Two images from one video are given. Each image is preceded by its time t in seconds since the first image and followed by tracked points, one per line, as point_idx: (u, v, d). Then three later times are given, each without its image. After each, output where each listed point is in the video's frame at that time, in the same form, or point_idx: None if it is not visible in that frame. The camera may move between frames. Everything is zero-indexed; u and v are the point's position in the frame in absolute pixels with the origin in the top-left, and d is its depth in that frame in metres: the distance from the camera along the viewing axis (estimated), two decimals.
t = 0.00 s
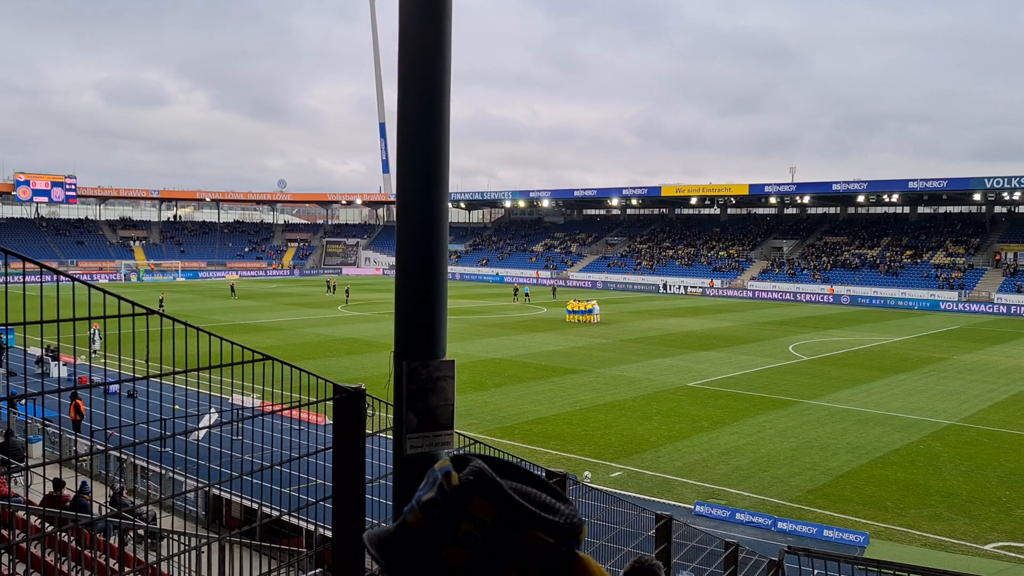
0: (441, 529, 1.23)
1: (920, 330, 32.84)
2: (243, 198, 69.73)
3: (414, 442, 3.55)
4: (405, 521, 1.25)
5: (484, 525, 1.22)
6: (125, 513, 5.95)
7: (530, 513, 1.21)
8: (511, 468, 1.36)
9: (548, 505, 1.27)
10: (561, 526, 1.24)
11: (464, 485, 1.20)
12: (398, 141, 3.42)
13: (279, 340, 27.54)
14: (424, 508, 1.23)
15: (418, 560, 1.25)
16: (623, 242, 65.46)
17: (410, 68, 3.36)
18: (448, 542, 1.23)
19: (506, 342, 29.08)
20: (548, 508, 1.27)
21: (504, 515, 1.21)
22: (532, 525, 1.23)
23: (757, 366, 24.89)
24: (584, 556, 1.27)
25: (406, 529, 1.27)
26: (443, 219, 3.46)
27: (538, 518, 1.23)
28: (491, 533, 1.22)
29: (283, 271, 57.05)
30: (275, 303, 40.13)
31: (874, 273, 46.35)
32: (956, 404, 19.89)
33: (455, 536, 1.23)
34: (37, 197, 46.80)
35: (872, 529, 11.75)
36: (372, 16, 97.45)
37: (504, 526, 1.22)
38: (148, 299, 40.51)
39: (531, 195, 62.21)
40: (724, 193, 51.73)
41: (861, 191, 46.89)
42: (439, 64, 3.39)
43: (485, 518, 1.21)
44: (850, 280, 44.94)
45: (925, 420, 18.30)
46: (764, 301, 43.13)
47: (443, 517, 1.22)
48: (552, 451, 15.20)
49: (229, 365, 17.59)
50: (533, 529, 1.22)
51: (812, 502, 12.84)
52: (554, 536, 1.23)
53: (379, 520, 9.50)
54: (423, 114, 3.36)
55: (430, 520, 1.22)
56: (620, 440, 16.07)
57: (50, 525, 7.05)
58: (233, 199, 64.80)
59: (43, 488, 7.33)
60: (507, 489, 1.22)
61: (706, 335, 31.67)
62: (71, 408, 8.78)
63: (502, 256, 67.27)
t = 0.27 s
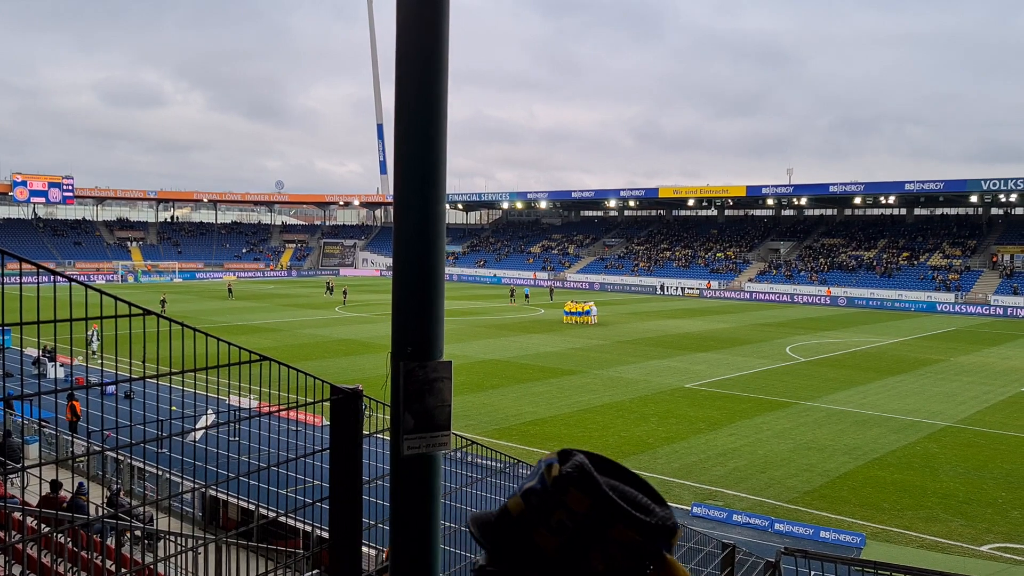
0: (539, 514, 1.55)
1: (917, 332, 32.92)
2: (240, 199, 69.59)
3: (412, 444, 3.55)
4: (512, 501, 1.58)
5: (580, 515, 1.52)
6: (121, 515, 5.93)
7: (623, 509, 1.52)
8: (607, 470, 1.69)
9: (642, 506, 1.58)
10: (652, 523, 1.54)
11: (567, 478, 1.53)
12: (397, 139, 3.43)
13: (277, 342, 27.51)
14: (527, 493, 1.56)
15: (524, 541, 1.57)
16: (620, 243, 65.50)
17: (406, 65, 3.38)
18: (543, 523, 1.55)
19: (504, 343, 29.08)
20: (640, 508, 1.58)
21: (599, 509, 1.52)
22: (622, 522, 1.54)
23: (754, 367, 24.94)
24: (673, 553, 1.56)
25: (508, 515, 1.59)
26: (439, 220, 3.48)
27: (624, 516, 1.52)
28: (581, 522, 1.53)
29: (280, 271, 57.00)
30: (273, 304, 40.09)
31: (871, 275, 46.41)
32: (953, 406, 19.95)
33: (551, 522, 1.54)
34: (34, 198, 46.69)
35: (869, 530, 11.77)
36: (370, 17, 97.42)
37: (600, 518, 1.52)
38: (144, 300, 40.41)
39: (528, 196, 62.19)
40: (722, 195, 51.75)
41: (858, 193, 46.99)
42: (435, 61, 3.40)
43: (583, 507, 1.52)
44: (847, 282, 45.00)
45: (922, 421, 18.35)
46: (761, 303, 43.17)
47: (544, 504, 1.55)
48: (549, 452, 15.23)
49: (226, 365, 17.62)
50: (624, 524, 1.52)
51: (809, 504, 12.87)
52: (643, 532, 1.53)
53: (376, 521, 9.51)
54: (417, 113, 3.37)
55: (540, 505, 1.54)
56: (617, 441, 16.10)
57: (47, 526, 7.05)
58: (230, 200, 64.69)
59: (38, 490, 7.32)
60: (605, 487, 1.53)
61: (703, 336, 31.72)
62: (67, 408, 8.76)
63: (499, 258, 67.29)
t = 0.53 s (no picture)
0: (635, 512, 1.54)
1: (914, 333, 32.97)
2: (238, 199, 69.53)
3: (409, 445, 3.55)
4: (611, 499, 1.58)
5: (675, 513, 1.50)
6: (118, 515, 5.92)
7: (718, 514, 1.49)
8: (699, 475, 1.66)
9: (735, 512, 1.55)
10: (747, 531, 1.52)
11: (665, 478, 1.52)
12: (394, 140, 3.44)
13: (274, 342, 27.49)
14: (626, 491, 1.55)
15: (615, 539, 1.56)
16: (618, 244, 65.57)
17: (405, 67, 3.38)
18: (637, 522, 1.53)
19: (501, 344, 29.07)
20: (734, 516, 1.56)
21: (693, 512, 1.49)
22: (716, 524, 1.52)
23: (751, 368, 24.95)
24: (763, 564, 1.53)
25: (605, 513, 1.58)
26: (437, 221, 3.48)
27: (717, 521, 1.49)
28: (675, 522, 1.50)
29: (278, 272, 56.95)
30: (271, 304, 40.08)
31: (868, 276, 46.54)
32: (950, 407, 19.97)
33: (644, 522, 1.52)
34: (31, 198, 46.62)
35: (866, 531, 11.79)
36: (369, 18, 97.39)
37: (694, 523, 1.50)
38: (142, 301, 40.38)
39: (526, 197, 62.22)
40: (719, 196, 51.82)
41: (855, 195, 47.07)
42: (434, 63, 3.41)
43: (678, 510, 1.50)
44: (844, 283, 45.13)
45: (919, 423, 18.38)
46: (758, 305, 43.24)
47: (642, 502, 1.54)
48: (546, 453, 15.23)
49: (224, 366, 17.63)
50: (718, 529, 1.49)
51: (806, 505, 12.89)
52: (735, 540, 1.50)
53: (374, 522, 9.50)
54: (414, 116, 3.38)
55: (636, 504, 1.53)
56: (615, 442, 16.09)
57: (43, 527, 7.05)
58: (227, 200, 64.63)
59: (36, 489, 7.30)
60: (702, 492, 1.51)
61: (700, 337, 31.76)
62: (64, 407, 8.76)
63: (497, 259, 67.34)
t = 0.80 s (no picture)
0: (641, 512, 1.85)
1: (910, 334, 33.05)
2: (234, 198, 69.35)
3: (405, 445, 3.54)
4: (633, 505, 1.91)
5: (670, 510, 1.76)
6: (114, 515, 5.90)
7: (701, 510, 1.71)
8: (717, 472, 1.80)
9: (734, 510, 1.74)
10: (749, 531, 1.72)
11: (665, 481, 1.79)
12: (392, 141, 3.44)
13: (270, 342, 27.42)
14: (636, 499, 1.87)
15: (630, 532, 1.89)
16: (615, 244, 65.52)
17: (402, 68, 3.38)
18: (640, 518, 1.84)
19: (498, 343, 29.06)
20: (745, 514, 1.75)
21: (685, 508, 1.73)
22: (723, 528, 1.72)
23: (748, 368, 24.99)
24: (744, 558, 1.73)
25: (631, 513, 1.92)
26: (435, 221, 3.47)
27: (702, 517, 1.72)
28: (668, 518, 1.76)
29: (274, 271, 56.84)
30: (267, 304, 39.99)
31: (864, 276, 46.60)
32: (946, 407, 20.04)
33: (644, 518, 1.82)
34: (27, 197, 46.43)
35: (861, 531, 11.82)
36: (366, 17, 97.26)
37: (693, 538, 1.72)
38: (137, 300, 40.25)
39: (523, 197, 62.15)
40: (716, 196, 51.77)
41: (851, 195, 47.06)
42: (431, 63, 3.41)
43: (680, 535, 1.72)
44: (840, 283, 45.14)
45: (915, 423, 18.43)
46: (755, 305, 43.24)
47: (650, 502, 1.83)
48: (543, 453, 15.24)
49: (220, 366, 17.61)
50: (699, 524, 1.72)
51: (802, 504, 12.91)
52: (737, 545, 1.73)
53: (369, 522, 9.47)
54: (414, 116, 3.38)
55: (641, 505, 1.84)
56: (611, 442, 16.09)
57: (39, 526, 7.03)
58: (223, 200, 64.50)
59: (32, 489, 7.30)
60: (696, 495, 1.73)
61: (696, 338, 31.80)
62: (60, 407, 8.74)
63: (494, 258, 67.29)
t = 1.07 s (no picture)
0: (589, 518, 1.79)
1: (903, 335, 33.20)
2: (229, 198, 69.22)
3: (400, 445, 3.55)
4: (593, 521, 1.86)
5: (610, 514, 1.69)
6: (107, 515, 5.84)
7: (630, 504, 1.66)
8: (646, 467, 1.73)
9: (666, 500, 1.66)
10: (681, 523, 1.61)
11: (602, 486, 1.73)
12: (387, 143, 3.45)
13: (265, 342, 27.39)
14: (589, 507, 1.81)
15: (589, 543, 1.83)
16: (610, 245, 65.68)
17: (398, 69, 3.39)
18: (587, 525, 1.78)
19: (493, 344, 29.09)
20: (680, 503, 1.65)
21: (618, 507, 1.67)
22: (650, 531, 1.63)
23: (742, 370, 25.06)
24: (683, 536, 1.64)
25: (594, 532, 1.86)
26: (430, 223, 3.48)
27: (636, 509, 1.65)
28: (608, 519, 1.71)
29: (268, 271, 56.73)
30: (262, 304, 39.94)
31: (857, 278, 46.89)
32: (938, 409, 20.13)
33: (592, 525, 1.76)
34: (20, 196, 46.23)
35: (855, 532, 11.87)
36: (361, 17, 97.25)
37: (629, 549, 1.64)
38: (132, 300, 40.17)
39: (518, 198, 62.23)
40: (710, 198, 51.92)
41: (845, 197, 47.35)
42: (426, 66, 3.42)
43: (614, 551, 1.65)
44: (833, 285, 45.38)
45: (908, 424, 18.51)
46: (749, 306, 43.38)
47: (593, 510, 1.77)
48: (537, 454, 15.26)
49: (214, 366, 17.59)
50: (632, 516, 1.66)
51: (795, 506, 12.96)
52: (674, 533, 1.63)
53: (364, 523, 9.46)
54: (410, 118, 3.38)
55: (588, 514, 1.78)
56: (605, 443, 16.11)
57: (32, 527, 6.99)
58: (219, 200, 64.44)
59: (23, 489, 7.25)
60: (626, 494, 1.67)
61: (691, 338, 31.88)
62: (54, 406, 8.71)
63: (488, 259, 67.37)
